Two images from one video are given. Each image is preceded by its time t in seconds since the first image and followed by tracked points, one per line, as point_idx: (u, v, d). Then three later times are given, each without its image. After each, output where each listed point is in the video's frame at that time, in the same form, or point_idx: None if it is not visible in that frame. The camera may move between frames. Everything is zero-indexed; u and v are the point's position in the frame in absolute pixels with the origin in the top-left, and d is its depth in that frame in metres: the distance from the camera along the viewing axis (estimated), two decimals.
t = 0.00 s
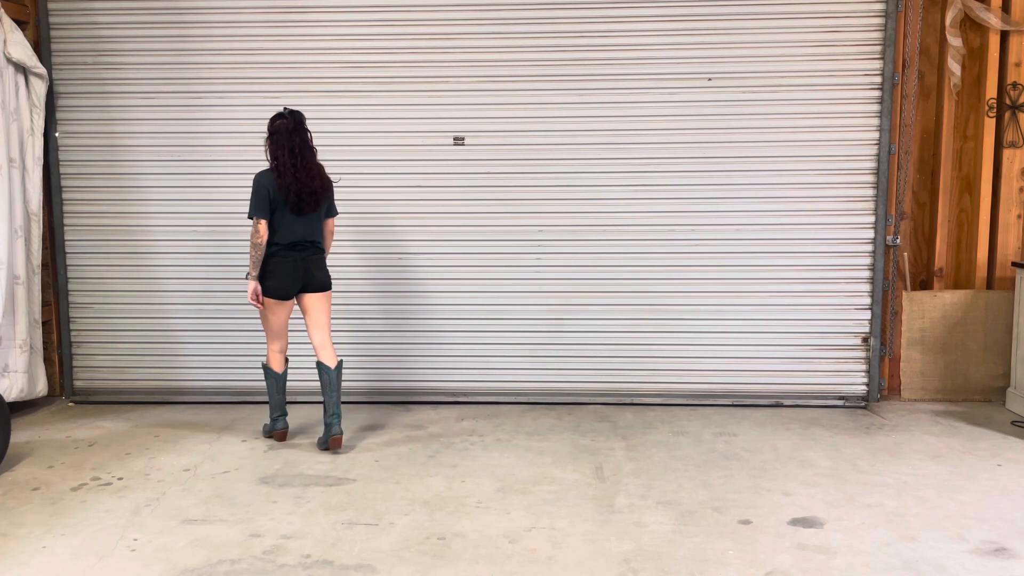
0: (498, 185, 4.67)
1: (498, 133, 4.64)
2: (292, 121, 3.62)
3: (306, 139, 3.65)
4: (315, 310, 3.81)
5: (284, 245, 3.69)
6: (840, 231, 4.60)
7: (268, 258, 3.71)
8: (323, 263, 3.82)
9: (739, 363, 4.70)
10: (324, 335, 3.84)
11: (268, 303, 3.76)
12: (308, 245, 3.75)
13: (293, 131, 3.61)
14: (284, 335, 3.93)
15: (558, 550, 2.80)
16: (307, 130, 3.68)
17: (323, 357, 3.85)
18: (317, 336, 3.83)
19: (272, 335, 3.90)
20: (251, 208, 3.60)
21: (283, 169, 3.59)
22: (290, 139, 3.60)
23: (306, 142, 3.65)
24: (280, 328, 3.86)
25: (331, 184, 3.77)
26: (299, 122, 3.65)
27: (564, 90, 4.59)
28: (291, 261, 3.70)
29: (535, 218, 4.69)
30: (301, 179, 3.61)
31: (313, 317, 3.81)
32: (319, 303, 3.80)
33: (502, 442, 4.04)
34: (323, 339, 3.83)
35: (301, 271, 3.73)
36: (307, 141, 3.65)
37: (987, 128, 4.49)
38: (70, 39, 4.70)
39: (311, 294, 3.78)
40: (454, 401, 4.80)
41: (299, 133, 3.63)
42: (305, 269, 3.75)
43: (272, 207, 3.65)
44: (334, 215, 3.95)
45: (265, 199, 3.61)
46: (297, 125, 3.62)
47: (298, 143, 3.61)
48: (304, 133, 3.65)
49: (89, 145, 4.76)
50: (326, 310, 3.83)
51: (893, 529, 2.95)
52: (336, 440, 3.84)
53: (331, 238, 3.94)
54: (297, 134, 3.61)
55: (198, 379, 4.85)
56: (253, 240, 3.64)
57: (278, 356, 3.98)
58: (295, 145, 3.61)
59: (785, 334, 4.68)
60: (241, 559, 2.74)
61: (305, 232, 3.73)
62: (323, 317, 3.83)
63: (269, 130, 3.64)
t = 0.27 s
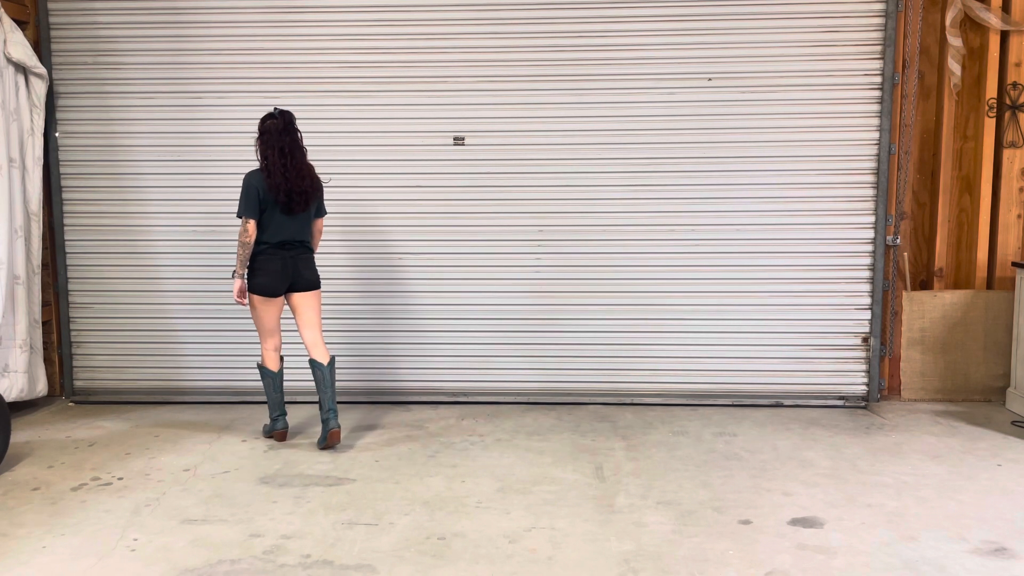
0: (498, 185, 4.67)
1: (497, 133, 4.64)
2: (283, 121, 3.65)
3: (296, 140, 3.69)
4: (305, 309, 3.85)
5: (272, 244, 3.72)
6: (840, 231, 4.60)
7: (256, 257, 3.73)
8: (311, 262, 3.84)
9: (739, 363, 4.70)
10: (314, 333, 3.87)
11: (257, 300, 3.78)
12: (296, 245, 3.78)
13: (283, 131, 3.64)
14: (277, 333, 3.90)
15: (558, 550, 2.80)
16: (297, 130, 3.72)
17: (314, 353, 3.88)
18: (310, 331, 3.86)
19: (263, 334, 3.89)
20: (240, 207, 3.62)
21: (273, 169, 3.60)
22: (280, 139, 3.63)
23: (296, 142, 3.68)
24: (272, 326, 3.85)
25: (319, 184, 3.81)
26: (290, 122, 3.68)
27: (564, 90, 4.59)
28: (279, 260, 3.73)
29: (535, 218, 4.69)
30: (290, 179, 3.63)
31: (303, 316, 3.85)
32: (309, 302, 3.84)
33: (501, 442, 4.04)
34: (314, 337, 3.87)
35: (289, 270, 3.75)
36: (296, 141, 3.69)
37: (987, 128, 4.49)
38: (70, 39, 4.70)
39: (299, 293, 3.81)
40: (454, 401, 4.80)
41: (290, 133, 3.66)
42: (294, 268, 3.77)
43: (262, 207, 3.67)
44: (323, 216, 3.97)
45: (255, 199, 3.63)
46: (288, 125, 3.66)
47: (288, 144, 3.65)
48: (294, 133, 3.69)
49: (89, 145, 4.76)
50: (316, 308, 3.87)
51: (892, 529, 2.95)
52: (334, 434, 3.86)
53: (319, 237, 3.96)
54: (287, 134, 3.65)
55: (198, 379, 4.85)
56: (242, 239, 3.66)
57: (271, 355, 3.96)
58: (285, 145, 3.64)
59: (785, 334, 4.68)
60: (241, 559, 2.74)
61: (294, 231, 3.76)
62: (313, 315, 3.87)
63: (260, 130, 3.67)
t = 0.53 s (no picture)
0: (498, 185, 4.67)
1: (497, 133, 4.64)
2: (277, 122, 3.68)
3: (289, 141, 3.72)
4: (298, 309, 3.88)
5: (266, 244, 3.72)
6: (840, 231, 4.60)
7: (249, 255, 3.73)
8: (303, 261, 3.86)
9: (739, 363, 4.70)
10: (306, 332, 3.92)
11: (250, 299, 3.78)
12: (289, 244, 3.79)
13: (277, 132, 3.68)
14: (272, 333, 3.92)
15: (558, 550, 2.80)
16: (290, 131, 3.76)
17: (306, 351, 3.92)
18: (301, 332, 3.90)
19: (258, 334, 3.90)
20: (235, 206, 3.62)
21: (267, 169, 3.63)
22: (273, 141, 3.66)
23: (290, 143, 3.72)
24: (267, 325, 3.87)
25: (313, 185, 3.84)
26: (284, 123, 3.71)
27: (564, 90, 4.59)
28: (273, 259, 3.73)
29: (535, 218, 4.69)
30: (284, 179, 3.67)
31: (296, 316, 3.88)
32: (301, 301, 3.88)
33: (501, 442, 4.04)
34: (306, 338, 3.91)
35: (283, 270, 3.76)
36: (290, 142, 3.72)
37: (987, 128, 4.49)
38: (70, 39, 4.70)
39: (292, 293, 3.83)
40: (454, 401, 4.80)
41: (283, 134, 3.69)
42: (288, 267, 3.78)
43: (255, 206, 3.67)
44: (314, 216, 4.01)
45: (249, 198, 3.64)
46: (281, 126, 3.69)
47: (282, 144, 3.68)
48: (288, 134, 3.72)
49: (89, 145, 4.76)
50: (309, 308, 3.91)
51: (892, 529, 2.95)
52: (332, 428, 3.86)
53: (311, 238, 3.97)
54: (281, 135, 3.68)
55: (198, 379, 4.85)
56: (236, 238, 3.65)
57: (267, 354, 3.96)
58: (278, 147, 3.67)
59: (785, 334, 4.68)
60: (241, 559, 2.74)
61: (287, 231, 3.77)
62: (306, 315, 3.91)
63: (254, 131, 3.69)
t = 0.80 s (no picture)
0: (498, 185, 4.67)
1: (497, 133, 4.64)
2: (269, 122, 3.73)
3: (282, 139, 3.77)
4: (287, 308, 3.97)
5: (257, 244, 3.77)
6: (840, 231, 4.60)
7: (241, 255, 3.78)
8: (295, 261, 3.89)
9: (739, 363, 4.70)
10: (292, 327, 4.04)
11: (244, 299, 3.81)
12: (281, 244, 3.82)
13: (269, 131, 3.72)
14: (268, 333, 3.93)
15: (558, 550, 2.80)
16: (284, 130, 3.81)
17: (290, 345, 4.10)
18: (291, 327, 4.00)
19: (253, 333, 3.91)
20: (225, 205, 3.67)
21: (257, 168, 3.68)
22: (266, 139, 3.70)
23: (283, 142, 3.76)
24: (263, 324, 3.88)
25: (305, 184, 3.89)
26: (277, 122, 3.76)
27: (564, 90, 4.59)
28: (265, 259, 3.77)
29: (535, 218, 4.69)
30: (276, 178, 3.71)
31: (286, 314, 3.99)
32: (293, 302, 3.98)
33: (501, 442, 4.04)
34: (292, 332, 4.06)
35: (275, 270, 3.80)
36: (282, 141, 3.76)
37: (987, 128, 4.49)
38: (70, 39, 4.70)
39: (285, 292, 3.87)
40: (454, 401, 4.80)
41: (277, 132, 3.74)
42: (280, 267, 3.82)
43: (246, 206, 3.73)
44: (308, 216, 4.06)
45: (240, 197, 3.69)
46: (273, 125, 3.73)
47: (274, 143, 3.71)
48: (281, 133, 3.77)
49: (89, 145, 4.76)
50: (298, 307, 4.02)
51: (892, 529, 2.95)
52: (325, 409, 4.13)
53: (304, 237, 4.01)
54: (274, 133, 3.73)
55: (198, 379, 4.85)
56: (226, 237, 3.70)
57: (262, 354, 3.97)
58: (270, 145, 3.71)
59: (786, 334, 4.68)
60: (241, 559, 2.74)
61: (279, 230, 3.81)
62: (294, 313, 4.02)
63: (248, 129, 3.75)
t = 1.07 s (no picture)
0: (498, 185, 4.67)
1: (498, 133, 4.64)
2: (265, 122, 3.72)
3: (278, 140, 3.76)
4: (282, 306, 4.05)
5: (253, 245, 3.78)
6: (840, 231, 4.60)
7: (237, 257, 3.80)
8: (290, 262, 3.90)
9: (739, 363, 4.70)
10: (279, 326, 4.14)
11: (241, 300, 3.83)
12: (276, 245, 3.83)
13: (264, 131, 3.71)
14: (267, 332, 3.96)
15: (558, 550, 2.80)
16: (280, 130, 3.80)
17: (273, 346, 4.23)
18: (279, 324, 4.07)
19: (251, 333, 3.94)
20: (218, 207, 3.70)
21: (251, 168, 3.68)
22: (261, 139, 3.70)
23: (278, 142, 3.75)
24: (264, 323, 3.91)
25: (302, 187, 3.88)
26: (271, 122, 3.74)
27: (564, 90, 4.59)
28: (262, 260, 3.78)
29: (535, 218, 4.69)
30: (270, 178, 3.71)
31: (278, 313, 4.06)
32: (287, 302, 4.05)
33: (501, 442, 4.04)
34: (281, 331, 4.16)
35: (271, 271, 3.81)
36: (278, 141, 3.75)
37: (987, 128, 4.49)
38: (70, 39, 4.70)
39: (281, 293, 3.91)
40: (454, 401, 4.80)
41: (272, 132, 3.73)
42: (277, 268, 3.83)
43: (241, 206, 3.74)
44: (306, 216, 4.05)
45: (234, 198, 3.71)
46: (269, 125, 3.72)
47: (269, 143, 3.71)
48: (277, 133, 3.76)
49: (89, 145, 4.76)
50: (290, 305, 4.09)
51: (892, 529, 2.95)
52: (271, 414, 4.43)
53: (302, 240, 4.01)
54: (270, 133, 3.72)
55: (198, 379, 4.85)
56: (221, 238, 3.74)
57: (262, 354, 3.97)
58: (265, 145, 3.70)
59: (786, 334, 4.68)
60: (241, 559, 2.74)
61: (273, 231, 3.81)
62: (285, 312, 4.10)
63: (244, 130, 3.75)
